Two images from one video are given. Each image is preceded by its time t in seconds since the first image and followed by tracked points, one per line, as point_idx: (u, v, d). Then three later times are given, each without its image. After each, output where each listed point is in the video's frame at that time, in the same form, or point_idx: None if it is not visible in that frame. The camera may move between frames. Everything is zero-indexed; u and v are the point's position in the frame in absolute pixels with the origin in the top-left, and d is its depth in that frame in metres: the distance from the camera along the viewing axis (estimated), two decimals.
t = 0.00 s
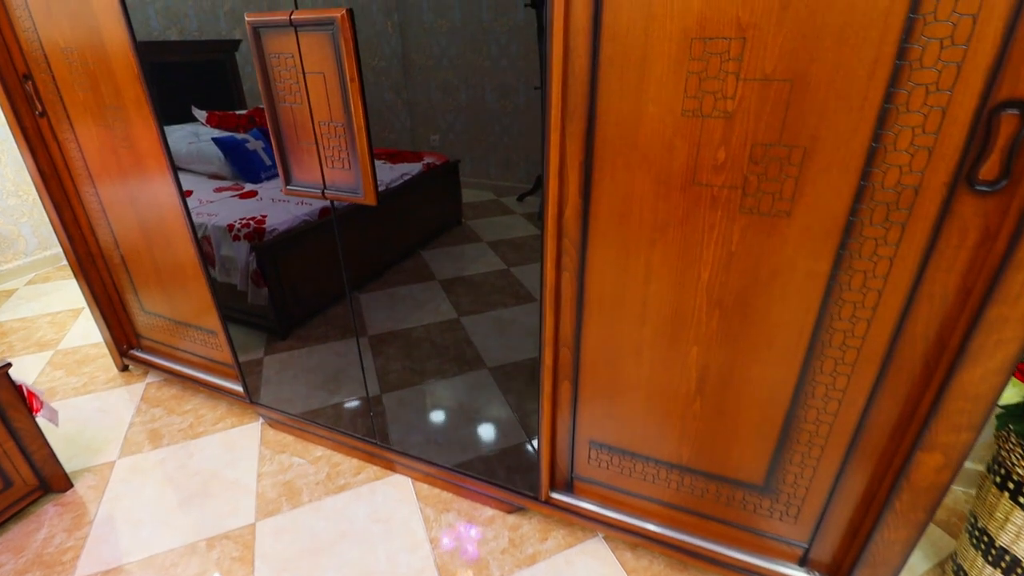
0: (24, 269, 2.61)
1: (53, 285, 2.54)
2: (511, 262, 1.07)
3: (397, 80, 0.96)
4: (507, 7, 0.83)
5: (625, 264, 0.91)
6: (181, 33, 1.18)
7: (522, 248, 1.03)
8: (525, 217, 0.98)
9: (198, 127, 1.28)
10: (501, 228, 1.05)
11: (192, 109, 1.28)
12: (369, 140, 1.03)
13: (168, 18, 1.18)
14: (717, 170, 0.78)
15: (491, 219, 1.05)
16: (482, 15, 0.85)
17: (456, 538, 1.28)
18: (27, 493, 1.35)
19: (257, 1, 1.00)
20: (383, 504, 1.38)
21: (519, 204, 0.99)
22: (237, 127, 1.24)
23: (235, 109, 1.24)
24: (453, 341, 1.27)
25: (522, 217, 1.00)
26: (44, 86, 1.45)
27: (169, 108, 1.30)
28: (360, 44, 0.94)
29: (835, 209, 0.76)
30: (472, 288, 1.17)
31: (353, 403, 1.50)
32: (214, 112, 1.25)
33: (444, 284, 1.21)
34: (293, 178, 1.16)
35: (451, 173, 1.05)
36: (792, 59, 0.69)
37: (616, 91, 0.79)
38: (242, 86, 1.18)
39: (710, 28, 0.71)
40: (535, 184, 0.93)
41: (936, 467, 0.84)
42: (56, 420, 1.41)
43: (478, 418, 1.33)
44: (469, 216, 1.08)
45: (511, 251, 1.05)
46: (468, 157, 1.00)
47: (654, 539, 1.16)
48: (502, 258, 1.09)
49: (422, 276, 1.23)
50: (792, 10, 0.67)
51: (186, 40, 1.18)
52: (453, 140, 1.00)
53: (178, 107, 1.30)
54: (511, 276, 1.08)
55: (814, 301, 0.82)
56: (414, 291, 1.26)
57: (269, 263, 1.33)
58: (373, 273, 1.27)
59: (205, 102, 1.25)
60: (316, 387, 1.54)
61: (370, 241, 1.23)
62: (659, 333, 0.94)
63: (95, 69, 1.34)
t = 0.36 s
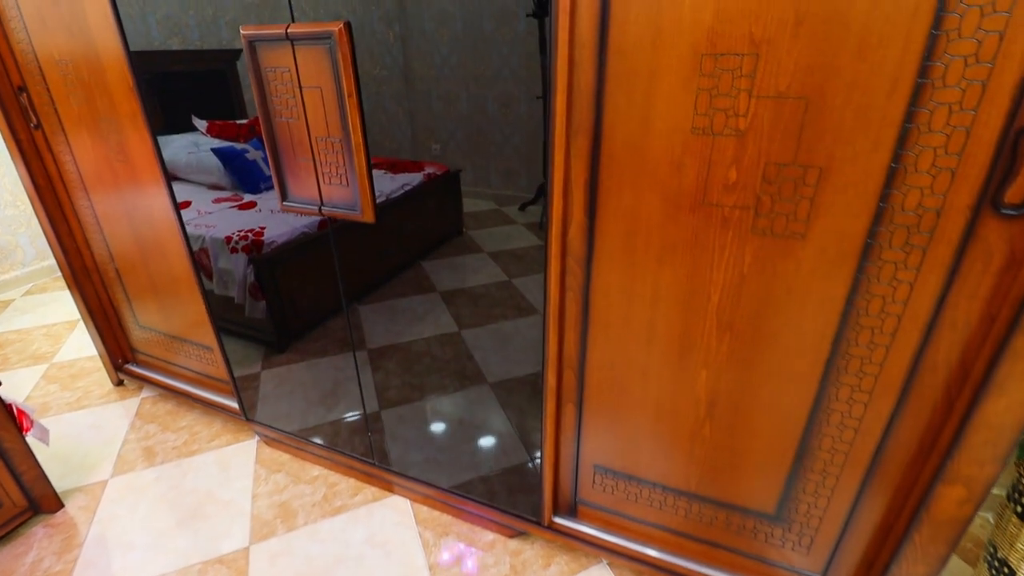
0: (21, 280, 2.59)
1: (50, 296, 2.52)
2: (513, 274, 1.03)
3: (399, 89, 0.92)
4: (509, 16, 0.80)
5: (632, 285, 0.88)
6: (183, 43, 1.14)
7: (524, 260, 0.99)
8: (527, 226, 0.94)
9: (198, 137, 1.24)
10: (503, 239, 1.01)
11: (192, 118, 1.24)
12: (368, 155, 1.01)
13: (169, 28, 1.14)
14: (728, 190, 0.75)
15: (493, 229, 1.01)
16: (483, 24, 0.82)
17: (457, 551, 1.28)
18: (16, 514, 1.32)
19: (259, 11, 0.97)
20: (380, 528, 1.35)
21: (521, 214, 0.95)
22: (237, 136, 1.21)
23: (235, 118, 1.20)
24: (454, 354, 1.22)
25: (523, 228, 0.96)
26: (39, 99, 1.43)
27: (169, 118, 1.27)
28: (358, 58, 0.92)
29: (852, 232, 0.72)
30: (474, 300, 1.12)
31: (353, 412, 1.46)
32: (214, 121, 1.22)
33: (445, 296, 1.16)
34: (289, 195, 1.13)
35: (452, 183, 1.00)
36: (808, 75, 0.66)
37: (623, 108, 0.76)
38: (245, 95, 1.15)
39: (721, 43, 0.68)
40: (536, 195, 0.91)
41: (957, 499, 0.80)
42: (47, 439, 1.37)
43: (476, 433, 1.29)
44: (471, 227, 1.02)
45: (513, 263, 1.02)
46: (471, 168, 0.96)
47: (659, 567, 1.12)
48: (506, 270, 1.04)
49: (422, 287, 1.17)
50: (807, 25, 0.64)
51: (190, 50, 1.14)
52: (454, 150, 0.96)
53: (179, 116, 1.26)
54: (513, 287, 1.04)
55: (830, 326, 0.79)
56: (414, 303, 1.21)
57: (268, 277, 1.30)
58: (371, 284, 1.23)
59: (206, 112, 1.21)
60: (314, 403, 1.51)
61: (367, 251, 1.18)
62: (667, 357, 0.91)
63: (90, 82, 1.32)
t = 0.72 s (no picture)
0: (21, 288, 2.57)
1: (51, 304, 2.50)
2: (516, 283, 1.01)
3: (402, 98, 0.90)
4: (513, 25, 0.77)
5: (642, 306, 0.85)
6: (186, 51, 1.10)
7: (526, 270, 0.96)
8: (530, 235, 0.91)
9: (200, 145, 1.22)
10: (505, 248, 0.98)
11: (194, 126, 1.21)
12: (370, 168, 0.98)
13: (173, 36, 1.09)
14: (743, 210, 0.73)
15: (495, 238, 0.97)
16: (486, 33, 0.79)
17: (458, 567, 1.27)
18: (10, 531, 1.29)
19: (263, 18, 0.95)
20: (380, 548, 1.32)
21: (524, 222, 0.92)
22: (240, 145, 1.18)
23: (238, 126, 1.18)
24: (456, 367, 1.20)
25: (526, 236, 0.92)
26: (39, 109, 1.42)
27: (170, 126, 1.24)
28: (360, 72, 0.90)
29: (872, 254, 0.70)
30: (475, 310, 1.09)
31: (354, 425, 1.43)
32: (217, 129, 1.19)
33: (447, 306, 1.14)
34: (290, 210, 1.10)
35: (454, 192, 0.98)
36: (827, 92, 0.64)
37: (634, 124, 0.74)
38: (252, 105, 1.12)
39: (736, 58, 0.66)
40: (541, 202, 0.88)
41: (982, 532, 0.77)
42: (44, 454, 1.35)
43: (476, 445, 1.27)
44: (473, 235, 1.00)
45: (515, 272, 0.99)
46: (472, 176, 0.93)
47: None
48: (507, 280, 1.01)
49: (423, 297, 1.16)
50: (828, 41, 0.62)
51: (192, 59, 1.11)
52: (457, 158, 0.94)
53: (181, 124, 1.24)
54: (514, 297, 1.02)
55: (848, 350, 0.76)
56: (416, 313, 1.19)
57: (269, 288, 1.28)
58: (373, 293, 1.21)
59: (209, 120, 1.18)
60: (313, 417, 1.48)
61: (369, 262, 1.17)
62: (678, 380, 0.88)
63: (89, 93, 1.31)
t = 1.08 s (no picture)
0: (23, 296, 2.56)
1: (52, 312, 2.49)
2: (519, 292, 1.00)
3: (405, 105, 0.87)
4: (516, 33, 0.75)
5: (653, 326, 0.82)
6: (190, 59, 1.08)
7: (531, 278, 0.96)
8: (533, 244, 0.90)
9: (203, 153, 1.20)
10: (509, 257, 0.96)
11: (198, 135, 1.20)
12: (374, 182, 0.96)
13: (178, 44, 1.07)
14: (760, 229, 0.70)
15: (499, 247, 0.96)
16: (490, 41, 0.76)
17: None
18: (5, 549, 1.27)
19: (268, 27, 0.93)
20: (382, 568, 1.30)
21: (527, 230, 0.90)
22: (243, 152, 1.17)
23: (241, 134, 1.17)
24: (459, 381, 1.18)
25: (529, 245, 0.91)
26: (40, 119, 1.41)
27: (175, 133, 1.23)
28: (365, 85, 0.88)
29: (895, 276, 0.67)
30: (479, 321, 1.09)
31: (357, 435, 1.40)
32: (220, 137, 1.18)
33: (450, 316, 1.13)
34: (292, 224, 1.08)
35: (458, 200, 0.94)
36: (849, 109, 0.61)
37: (647, 140, 0.71)
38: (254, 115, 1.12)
39: (754, 74, 0.63)
40: (544, 211, 0.86)
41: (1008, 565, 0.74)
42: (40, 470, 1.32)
43: (477, 455, 1.26)
44: (476, 244, 0.99)
45: (519, 282, 0.98)
46: (476, 183, 0.89)
47: None
48: (512, 289, 1.01)
49: (427, 307, 1.15)
50: (850, 56, 0.60)
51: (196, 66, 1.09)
52: (461, 165, 0.90)
53: (185, 132, 1.22)
54: (519, 307, 1.01)
55: (869, 374, 0.74)
56: (420, 322, 1.17)
57: (271, 297, 1.30)
58: (374, 305, 1.17)
59: (213, 128, 1.18)
60: (314, 430, 1.46)
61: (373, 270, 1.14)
62: (690, 401, 0.85)
63: (90, 102, 1.30)
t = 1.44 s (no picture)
0: (25, 306, 2.55)
1: (53, 323, 2.47)
2: (524, 304, 0.96)
3: (408, 115, 0.85)
4: (520, 43, 0.73)
5: (667, 350, 0.80)
6: (195, 70, 1.06)
7: (535, 289, 0.93)
8: (537, 254, 0.87)
9: (206, 162, 1.18)
10: (513, 266, 0.92)
11: (201, 144, 1.17)
12: (380, 200, 0.94)
13: (183, 55, 1.06)
14: (780, 252, 0.68)
15: (502, 257, 0.93)
16: (494, 51, 0.75)
17: None
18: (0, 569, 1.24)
19: (272, 37, 0.90)
20: None
21: (531, 240, 0.87)
22: (247, 162, 1.14)
23: (245, 145, 1.15)
24: (462, 395, 1.15)
25: (533, 255, 0.88)
26: (42, 132, 1.41)
27: (178, 143, 1.21)
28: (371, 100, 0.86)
29: (920, 302, 0.65)
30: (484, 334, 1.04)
31: (358, 445, 1.36)
32: (224, 147, 1.16)
33: (454, 327, 1.08)
34: (295, 240, 1.06)
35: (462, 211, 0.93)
36: (873, 130, 0.59)
37: (662, 159, 0.69)
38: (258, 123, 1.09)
39: (775, 92, 0.61)
40: (548, 221, 0.83)
41: None
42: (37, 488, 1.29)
43: (479, 462, 1.22)
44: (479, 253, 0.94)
45: (524, 293, 0.94)
46: (479, 193, 0.87)
47: None
48: (515, 300, 0.97)
49: (431, 318, 1.09)
50: (876, 75, 0.57)
51: (201, 77, 1.07)
52: (464, 174, 0.88)
53: (189, 141, 1.20)
54: (523, 319, 0.98)
55: (892, 403, 0.71)
56: (423, 335, 1.12)
57: (274, 312, 1.25)
58: (380, 316, 1.13)
59: (217, 138, 1.15)
60: (315, 447, 1.43)
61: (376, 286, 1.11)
62: (706, 427, 0.83)
63: (92, 115, 1.29)
